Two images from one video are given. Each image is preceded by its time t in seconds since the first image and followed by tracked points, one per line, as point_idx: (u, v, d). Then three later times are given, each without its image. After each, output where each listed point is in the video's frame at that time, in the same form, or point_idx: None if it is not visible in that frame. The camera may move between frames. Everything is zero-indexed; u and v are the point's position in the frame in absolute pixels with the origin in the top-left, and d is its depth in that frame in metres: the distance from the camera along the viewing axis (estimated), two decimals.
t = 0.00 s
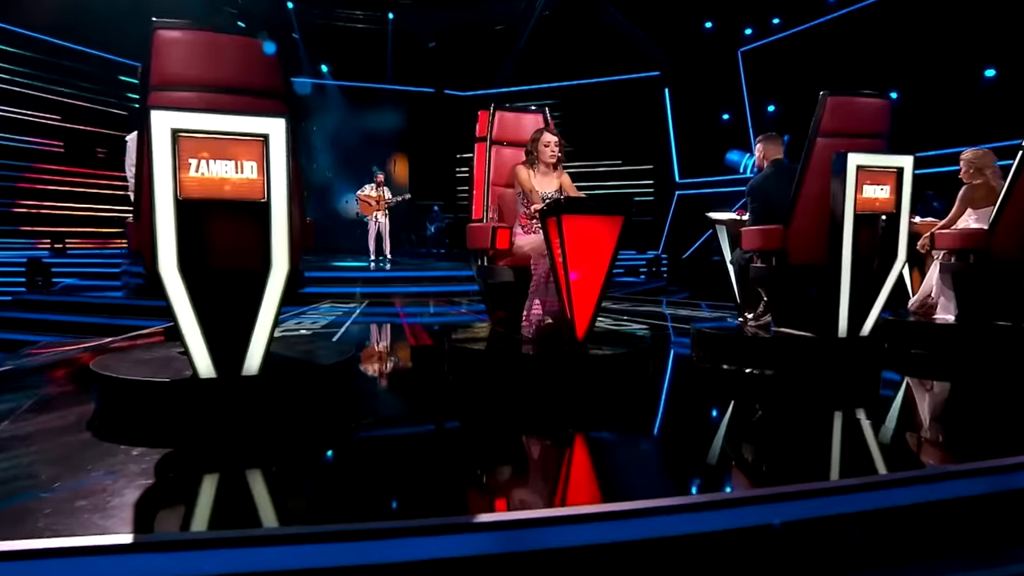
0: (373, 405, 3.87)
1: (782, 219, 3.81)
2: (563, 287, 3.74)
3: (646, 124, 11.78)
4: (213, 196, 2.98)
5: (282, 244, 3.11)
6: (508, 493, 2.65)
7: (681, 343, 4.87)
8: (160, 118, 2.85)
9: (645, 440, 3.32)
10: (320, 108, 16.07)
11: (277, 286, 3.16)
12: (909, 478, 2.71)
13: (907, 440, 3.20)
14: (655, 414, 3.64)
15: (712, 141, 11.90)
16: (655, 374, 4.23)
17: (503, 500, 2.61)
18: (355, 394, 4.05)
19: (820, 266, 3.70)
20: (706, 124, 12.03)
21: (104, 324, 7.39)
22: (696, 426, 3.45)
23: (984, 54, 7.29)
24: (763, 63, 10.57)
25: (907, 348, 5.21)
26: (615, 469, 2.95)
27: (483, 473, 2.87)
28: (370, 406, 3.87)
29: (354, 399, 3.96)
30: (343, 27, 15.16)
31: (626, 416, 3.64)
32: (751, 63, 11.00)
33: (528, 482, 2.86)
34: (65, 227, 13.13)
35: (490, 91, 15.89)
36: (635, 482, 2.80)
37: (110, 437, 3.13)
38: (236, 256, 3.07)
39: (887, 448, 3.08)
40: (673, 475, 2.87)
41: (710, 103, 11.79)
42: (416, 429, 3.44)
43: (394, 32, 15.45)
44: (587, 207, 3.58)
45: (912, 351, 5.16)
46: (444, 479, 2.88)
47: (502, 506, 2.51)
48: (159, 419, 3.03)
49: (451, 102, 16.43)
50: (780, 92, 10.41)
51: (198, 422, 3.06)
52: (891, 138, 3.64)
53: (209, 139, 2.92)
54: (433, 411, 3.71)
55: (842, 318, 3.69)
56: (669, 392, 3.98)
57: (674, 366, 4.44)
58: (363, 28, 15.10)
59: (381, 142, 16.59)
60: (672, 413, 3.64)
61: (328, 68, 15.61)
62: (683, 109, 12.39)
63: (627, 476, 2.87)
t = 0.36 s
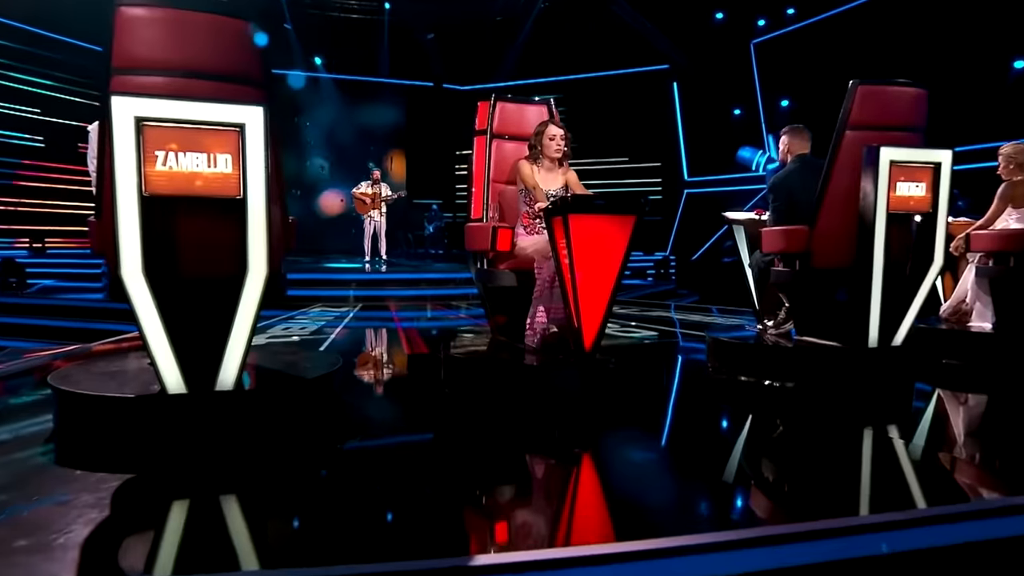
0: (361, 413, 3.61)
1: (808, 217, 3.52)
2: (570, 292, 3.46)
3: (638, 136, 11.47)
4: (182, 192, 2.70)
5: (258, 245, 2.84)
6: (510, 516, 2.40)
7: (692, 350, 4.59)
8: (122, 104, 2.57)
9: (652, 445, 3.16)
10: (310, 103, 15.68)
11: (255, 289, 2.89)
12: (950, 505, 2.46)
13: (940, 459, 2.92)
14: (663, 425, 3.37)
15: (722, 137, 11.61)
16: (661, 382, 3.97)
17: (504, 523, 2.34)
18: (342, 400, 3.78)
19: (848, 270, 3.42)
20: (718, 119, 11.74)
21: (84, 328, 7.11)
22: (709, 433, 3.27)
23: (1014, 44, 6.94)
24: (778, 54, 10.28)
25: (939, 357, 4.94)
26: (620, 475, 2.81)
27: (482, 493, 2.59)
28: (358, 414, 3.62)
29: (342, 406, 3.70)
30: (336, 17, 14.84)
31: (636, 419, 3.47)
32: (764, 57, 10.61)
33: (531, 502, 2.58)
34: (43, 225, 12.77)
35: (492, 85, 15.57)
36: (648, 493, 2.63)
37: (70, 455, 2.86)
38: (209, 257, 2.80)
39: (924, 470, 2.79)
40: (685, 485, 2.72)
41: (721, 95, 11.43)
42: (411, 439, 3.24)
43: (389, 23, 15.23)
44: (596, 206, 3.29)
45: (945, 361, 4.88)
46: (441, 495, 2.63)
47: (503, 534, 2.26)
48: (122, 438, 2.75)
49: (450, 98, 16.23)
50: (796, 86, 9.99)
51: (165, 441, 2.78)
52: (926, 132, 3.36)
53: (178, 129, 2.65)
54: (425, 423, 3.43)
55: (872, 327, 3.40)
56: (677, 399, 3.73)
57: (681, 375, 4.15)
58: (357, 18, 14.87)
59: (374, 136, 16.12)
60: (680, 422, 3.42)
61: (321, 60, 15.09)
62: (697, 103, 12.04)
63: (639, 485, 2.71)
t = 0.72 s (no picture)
0: (353, 426, 3.36)
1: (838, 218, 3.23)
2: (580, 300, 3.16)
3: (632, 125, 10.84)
4: (146, 189, 2.41)
5: (232, 248, 2.54)
6: (514, 546, 2.14)
7: (712, 358, 4.29)
8: (75, 90, 2.28)
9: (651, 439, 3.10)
10: (297, 97, 15.10)
11: (230, 297, 2.58)
12: (1001, 537, 2.20)
13: (992, 486, 2.59)
14: (677, 438, 3.12)
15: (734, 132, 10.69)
16: (673, 392, 3.72)
17: (507, 554, 2.09)
18: (328, 413, 3.54)
19: (885, 275, 3.12)
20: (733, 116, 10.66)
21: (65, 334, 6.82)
22: (713, 432, 3.17)
23: None
24: (793, 44, 9.32)
25: (983, 371, 4.62)
26: (618, 470, 2.76)
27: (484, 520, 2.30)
28: (350, 426, 3.40)
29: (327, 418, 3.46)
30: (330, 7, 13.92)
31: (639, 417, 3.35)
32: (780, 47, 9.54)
33: (536, 531, 2.29)
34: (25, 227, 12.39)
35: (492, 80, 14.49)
36: (649, 492, 2.59)
37: (19, 483, 2.60)
38: (177, 262, 2.51)
39: (976, 500, 2.48)
40: (691, 489, 2.62)
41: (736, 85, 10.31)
42: (411, 452, 3.03)
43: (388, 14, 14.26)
44: (608, 207, 2.99)
45: (989, 375, 4.56)
46: (441, 513, 2.40)
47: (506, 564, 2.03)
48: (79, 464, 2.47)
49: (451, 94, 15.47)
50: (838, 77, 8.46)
51: (128, 467, 2.49)
52: (972, 123, 3.06)
53: (141, 119, 2.36)
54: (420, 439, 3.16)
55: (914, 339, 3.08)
56: (692, 407, 3.52)
57: (694, 386, 3.88)
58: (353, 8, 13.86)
59: (373, 133, 15.66)
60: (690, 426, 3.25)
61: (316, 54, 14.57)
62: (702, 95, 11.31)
63: (639, 483, 2.66)
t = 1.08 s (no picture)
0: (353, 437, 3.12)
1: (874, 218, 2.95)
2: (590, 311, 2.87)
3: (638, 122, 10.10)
4: (102, 190, 2.12)
5: (201, 254, 2.28)
6: None
7: (731, 367, 4.01)
8: (19, 76, 1.98)
9: (648, 433, 3.02)
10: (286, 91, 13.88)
11: (198, 309, 2.32)
12: None
13: None
14: (695, 452, 2.87)
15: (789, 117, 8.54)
16: (687, 403, 3.48)
17: None
18: (317, 426, 3.29)
19: (931, 282, 2.81)
20: (753, 112, 9.23)
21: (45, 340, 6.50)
22: (720, 436, 3.05)
23: None
24: (838, 23, 7.57)
25: None
26: (616, 467, 2.68)
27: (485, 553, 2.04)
28: (341, 435, 3.16)
29: (317, 431, 3.22)
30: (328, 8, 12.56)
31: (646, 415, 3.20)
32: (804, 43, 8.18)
33: (544, 567, 2.00)
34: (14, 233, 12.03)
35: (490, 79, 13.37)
36: (648, 489, 2.52)
37: None
38: (139, 269, 2.25)
39: None
40: (691, 487, 2.55)
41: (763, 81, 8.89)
42: (408, 466, 2.78)
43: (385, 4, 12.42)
44: (620, 208, 2.71)
45: None
46: (442, 538, 2.17)
47: None
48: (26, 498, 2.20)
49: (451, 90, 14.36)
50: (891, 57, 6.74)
51: (79, 502, 2.21)
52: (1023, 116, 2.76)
53: (96, 111, 2.06)
54: (417, 452, 2.91)
55: (960, 353, 2.79)
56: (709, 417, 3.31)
57: (710, 398, 3.61)
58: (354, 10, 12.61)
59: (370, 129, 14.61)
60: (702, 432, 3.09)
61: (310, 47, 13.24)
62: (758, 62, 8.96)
63: (638, 480, 2.58)
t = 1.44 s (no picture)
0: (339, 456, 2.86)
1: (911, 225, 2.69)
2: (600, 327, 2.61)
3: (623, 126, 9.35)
4: (53, 192, 1.81)
5: (166, 267, 1.96)
6: None
7: (745, 379, 3.72)
8: None
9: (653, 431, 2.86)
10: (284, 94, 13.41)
11: (162, 329, 2.01)
12: None
13: None
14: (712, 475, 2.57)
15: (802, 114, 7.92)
16: (697, 415, 3.22)
17: None
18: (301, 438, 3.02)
19: (975, 299, 2.57)
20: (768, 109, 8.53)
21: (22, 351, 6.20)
22: (730, 445, 2.87)
23: None
24: (833, 13, 6.97)
25: None
26: (615, 463, 2.59)
27: None
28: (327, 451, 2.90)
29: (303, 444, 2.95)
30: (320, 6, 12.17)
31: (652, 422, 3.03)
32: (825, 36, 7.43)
33: None
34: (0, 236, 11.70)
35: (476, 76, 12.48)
36: (646, 488, 2.42)
37: None
38: (97, 286, 1.91)
39: None
40: (693, 485, 2.47)
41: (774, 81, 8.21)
42: (401, 484, 2.54)
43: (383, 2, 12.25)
44: (630, 214, 2.48)
45: None
46: None
47: None
48: None
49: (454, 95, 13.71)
50: (914, 49, 5.96)
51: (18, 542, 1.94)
52: None
53: (46, 103, 1.78)
54: (410, 468, 2.63)
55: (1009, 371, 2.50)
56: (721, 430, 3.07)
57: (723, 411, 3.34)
58: None
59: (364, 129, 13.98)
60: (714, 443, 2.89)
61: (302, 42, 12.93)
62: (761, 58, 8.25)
63: (638, 478, 2.49)
